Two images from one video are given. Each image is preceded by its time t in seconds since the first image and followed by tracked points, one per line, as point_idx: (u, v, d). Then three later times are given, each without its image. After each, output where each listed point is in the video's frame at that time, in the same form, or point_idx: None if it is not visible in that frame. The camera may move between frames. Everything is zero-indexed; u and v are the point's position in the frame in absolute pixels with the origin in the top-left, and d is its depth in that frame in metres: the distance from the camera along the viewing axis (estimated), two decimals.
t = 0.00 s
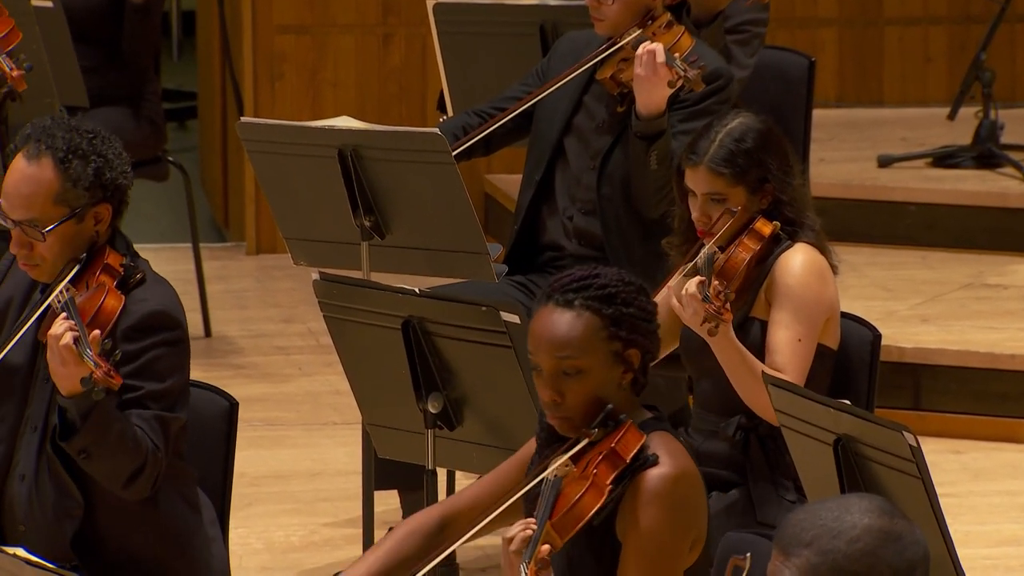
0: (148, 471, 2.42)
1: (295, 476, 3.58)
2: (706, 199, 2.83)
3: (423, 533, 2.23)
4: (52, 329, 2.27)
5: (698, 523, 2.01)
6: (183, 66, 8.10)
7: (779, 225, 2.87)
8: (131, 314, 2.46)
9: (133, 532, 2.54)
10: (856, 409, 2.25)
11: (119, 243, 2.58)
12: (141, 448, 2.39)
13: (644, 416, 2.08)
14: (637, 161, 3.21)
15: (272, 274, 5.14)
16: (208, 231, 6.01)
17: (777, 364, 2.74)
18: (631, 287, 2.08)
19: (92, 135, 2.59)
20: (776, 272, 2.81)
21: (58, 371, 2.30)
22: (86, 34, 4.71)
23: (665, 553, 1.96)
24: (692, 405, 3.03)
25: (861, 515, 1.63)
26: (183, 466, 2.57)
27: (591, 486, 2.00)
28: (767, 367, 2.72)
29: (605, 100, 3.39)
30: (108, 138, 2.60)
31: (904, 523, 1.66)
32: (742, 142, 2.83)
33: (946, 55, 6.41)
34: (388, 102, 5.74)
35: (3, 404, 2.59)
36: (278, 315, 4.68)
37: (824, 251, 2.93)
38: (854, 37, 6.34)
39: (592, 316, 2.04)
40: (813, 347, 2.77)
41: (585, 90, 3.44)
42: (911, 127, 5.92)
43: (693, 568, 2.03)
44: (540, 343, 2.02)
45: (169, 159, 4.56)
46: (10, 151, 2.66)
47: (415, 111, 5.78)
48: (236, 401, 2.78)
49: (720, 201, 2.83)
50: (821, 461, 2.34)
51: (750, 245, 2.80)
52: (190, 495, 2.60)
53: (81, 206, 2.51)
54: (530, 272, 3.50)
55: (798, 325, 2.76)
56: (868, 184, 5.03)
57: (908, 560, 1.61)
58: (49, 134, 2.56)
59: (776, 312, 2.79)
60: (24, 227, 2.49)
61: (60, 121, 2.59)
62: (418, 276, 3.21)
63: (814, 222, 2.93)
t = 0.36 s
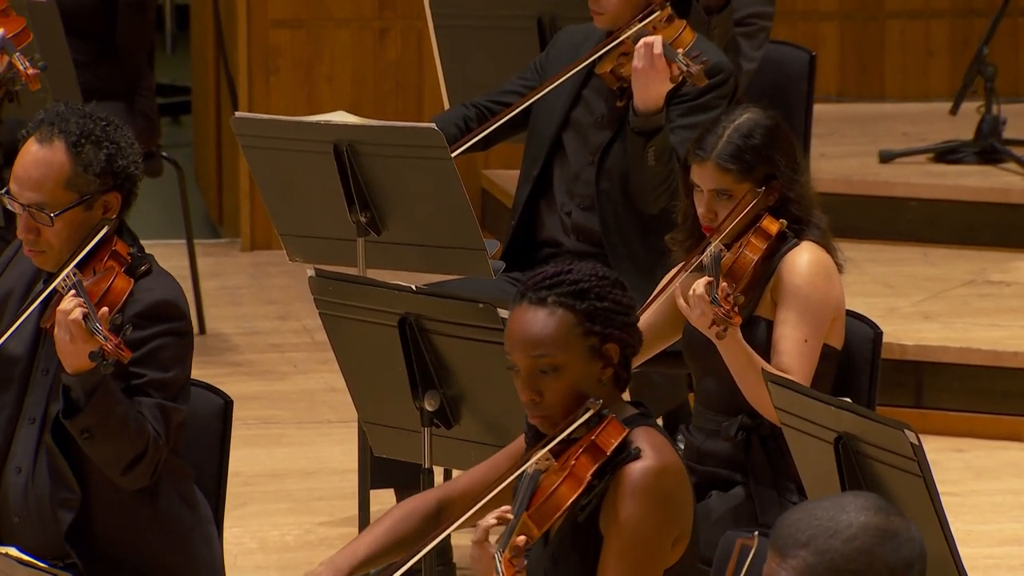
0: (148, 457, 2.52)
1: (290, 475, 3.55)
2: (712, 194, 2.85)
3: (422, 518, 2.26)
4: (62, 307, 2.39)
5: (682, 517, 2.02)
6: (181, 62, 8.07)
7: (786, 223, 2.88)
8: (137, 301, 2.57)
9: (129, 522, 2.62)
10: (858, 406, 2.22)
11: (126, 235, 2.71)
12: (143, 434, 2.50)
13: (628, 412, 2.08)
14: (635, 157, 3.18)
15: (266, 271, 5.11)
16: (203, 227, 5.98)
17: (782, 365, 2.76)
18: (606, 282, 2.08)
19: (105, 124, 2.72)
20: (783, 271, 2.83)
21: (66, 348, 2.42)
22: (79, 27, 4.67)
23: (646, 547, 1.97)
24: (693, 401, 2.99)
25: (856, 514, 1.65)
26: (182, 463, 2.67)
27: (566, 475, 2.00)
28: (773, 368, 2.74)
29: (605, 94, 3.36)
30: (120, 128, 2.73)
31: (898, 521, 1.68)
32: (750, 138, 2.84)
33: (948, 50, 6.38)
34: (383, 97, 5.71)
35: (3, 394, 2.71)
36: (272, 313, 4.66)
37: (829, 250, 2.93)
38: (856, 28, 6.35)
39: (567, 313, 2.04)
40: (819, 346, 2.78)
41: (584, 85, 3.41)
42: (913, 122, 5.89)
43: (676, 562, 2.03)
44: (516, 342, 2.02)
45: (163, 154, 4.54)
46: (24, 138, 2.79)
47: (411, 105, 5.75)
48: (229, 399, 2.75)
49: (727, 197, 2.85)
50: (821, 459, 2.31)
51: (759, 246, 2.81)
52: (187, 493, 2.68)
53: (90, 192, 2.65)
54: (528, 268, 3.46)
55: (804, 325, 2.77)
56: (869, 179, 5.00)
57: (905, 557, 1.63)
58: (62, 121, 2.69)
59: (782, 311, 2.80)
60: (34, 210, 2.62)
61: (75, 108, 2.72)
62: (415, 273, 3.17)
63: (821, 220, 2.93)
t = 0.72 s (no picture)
0: (145, 451, 2.51)
1: (284, 474, 3.51)
2: (717, 187, 2.83)
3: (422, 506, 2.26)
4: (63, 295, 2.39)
5: (673, 516, 2.00)
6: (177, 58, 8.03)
7: (790, 219, 2.84)
8: (135, 297, 2.57)
9: (122, 520, 2.59)
10: (859, 405, 2.17)
11: (122, 230, 2.70)
12: (140, 428, 2.49)
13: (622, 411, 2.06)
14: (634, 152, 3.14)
15: (260, 268, 5.07)
16: (196, 224, 5.94)
17: (786, 363, 2.71)
18: (595, 275, 2.07)
19: (104, 116, 2.71)
20: (787, 267, 2.78)
21: (65, 337, 2.41)
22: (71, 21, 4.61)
23: (632, 544, 1.95)
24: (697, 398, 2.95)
25: (849, 514, 1.59)
26: (176, 463, 2.64)
27: (547, 470, 2.01)
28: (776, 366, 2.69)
29: (604, 88, 3.32)
30: (120, 121, 2.71)
31: (893, 521, 1.62)
32: (756, 130, 2.82)
33: (952, 43, 6.36)
34: (379, 91, 5.67)
35: None
36: (266, 310, 4.62)
37: (834, 247, 2.89)
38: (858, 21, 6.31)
39: (554, 306, 2.03)
40: (823, 345, 2.74)
41: (582, 79, 3.36)
42: (915, 117, 5.85)
43: (664, 561, 2.01)
44: (502, 338, 2.01)
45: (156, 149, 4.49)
46: (20, 130, 2.76)
47: (406, 100, 5.72)
48: (224, 398, 2.73)
49: (732, 190, 2.82)
50: (822, 459, 2.27)
51: (763, 242, 2.78)
52: (180, 491, 2.66)
53: (89, 184, 2.63)
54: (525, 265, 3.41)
55: (808, 323, 2.73)
56: (872, 174, 4.96)
57: (901, 557, 1.58)
58: (62, 112, 2.68)
59: (785, 308, 2.76)
60: (33, 202, 2.60)
61: (76, 101, 2.71)
62: (410, 270, 3.13)
63: (825, 217, 2.91)
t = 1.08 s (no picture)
0: (134, 453, 2.45)
1: (274, 478, 3.45)
2: (716, 184, 2.77)
3: (420, 506, 2.29)
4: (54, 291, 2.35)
5: (665, 517, 2.01)
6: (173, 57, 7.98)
7: (790, 218, 2.79)
8: (126, 295, 2.52)
9: (110, 523, 2.54)
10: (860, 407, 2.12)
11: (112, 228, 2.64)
12: (129, 428, 2.43)
13: (614, 412, 2.09)
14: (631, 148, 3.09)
15: (250, 268, 5.02)
16: (185, 223, 5.88)
17: (786, 364, 2.65)
18: (586, 275, 2.10)
19: (93, 112, 2.65)
20: (786, 267, 2.73)
21: (54, 334, 2.36)
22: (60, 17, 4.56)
23: (623, 545, 1.97)
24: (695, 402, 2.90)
25: (845, 519, 1.60)
26: (166, 465, 2.59)
27: (533, 471, 2.02)
28: (775, 367, 2.64)
29: (599, 85, 3.26)
30: (109, 117, 2.66)
31: (888, 524, 1.63)
32: (756, 126, 2.77)
33: (954, 39, 6.33)
34: (371, 87, 5.61)
35: None
36: (256, 311, 4.56)
37: (835, 246, 2.83)
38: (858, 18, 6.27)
39: (544, 306, 2.07)
40: (823, 345, 2.69)
41: (578, 75, 3.30)
42: (917, 114, 5.80)
43: (657, 561, 2.02)
44: (493, 338, 2.06)
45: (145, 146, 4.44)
46: (8, 126, 2.71)
47: (400, 96, 5.66)
48: (213, 400, 2.67)
49: (732, 188, 2.77)
50: (822, 462, 2.22)
51: (763, 242, 2.71)
52: (169, 494, 2.60)
53: (78, 182, 2.58)
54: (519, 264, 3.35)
55: (809, 323, 2.67)
56: (874, 173, 4.91)
57: (897, 560, 1.58)
58: (50, 108, 2.62)
59: (785, 309, 2.71)
60: (21, 200, 2.55)
61: (65, 97, 2.65)
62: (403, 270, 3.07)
63: (826, 216, 2.86)
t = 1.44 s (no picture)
0: (116, 456, 2.39)
1: (259, 483, 3.40)
2: (711, 181, 2.71)
3: (413, 503, 2.26)
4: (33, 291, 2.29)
5: (654, 521, 1.95)
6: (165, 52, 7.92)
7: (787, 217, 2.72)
8: (107, 297, 2.44)
9: (91, 530, 2.48)
10: (858, 410, 2.06)
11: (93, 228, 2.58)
12: (111, 432, 2.37)
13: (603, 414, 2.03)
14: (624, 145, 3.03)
15: (234, 269, 4.95)
16: (166, 222, 5.82)
17: (782, 365, 2.59)
18: (574, 274, 2.04)
19: (73, 109, 2.58)
20: (782, 266, 2.67)
21: (34, 335, 2.30)
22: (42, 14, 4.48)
23: (610, 550, 1.90)
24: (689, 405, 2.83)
25: (844, 524, 1.56)
26: (148, 470, 2.53)
27: (516, 472, 1.95)
28: (771, 369, 2.58)
29: (590, 81, 3.20)
30: (89, 113, 2.59)
31: (888, 530, 1.59)
32: (753, 121, 2.71)
33: (954, 35, 6.26)
34: (358, 83, 5.55)
35: None
36: (240, 313, 4.50)
37: (832, 246, 2.77)
38: (857, 13, 6.21)
39: (531, 306, 2.01)
40: (819, 346, 2.62)
41: (569, 70, 3.24)
42: (916, 111, 5.74)
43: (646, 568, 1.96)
44: (478, 338, 2.00)
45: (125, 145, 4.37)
46: None
47: (387, 93, 5.60)
48: (196, 405, 2.61)
49: (728, 184, 2.70)
50: (819, 467, 2.15)
51: (759, 240, 2.64)
52: (152, 500, 2.54)
53: (58, 181, 2.51)
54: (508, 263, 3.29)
55: (805, 324, 2.61)
56: (872, 171, 4.85)
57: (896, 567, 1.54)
58: (28, 105, 2.54)
59: (780, 309, 2.64)
60: None
61: (42, 94, 2.58)
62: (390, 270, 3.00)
63: (824, 215, 2.79)
